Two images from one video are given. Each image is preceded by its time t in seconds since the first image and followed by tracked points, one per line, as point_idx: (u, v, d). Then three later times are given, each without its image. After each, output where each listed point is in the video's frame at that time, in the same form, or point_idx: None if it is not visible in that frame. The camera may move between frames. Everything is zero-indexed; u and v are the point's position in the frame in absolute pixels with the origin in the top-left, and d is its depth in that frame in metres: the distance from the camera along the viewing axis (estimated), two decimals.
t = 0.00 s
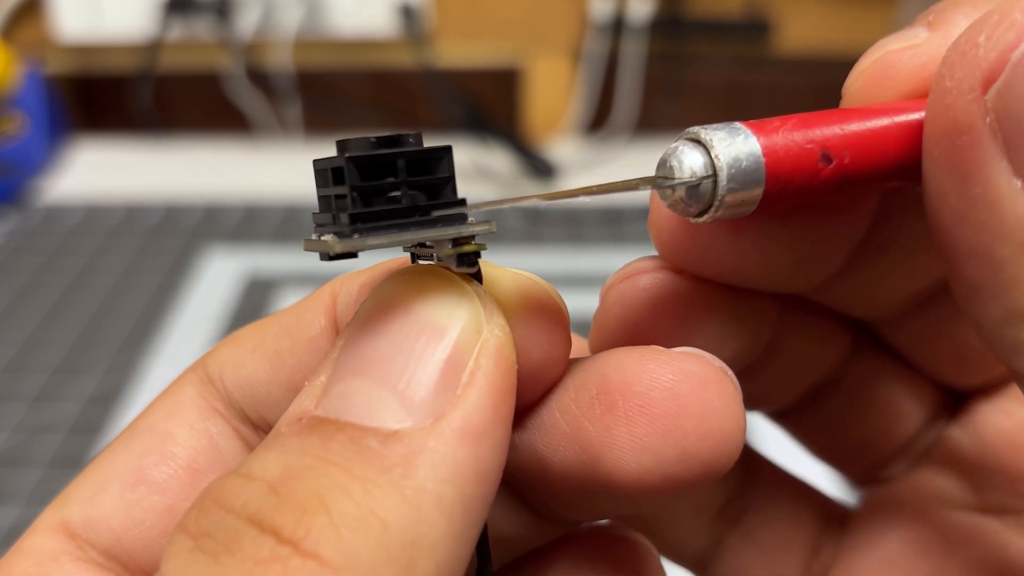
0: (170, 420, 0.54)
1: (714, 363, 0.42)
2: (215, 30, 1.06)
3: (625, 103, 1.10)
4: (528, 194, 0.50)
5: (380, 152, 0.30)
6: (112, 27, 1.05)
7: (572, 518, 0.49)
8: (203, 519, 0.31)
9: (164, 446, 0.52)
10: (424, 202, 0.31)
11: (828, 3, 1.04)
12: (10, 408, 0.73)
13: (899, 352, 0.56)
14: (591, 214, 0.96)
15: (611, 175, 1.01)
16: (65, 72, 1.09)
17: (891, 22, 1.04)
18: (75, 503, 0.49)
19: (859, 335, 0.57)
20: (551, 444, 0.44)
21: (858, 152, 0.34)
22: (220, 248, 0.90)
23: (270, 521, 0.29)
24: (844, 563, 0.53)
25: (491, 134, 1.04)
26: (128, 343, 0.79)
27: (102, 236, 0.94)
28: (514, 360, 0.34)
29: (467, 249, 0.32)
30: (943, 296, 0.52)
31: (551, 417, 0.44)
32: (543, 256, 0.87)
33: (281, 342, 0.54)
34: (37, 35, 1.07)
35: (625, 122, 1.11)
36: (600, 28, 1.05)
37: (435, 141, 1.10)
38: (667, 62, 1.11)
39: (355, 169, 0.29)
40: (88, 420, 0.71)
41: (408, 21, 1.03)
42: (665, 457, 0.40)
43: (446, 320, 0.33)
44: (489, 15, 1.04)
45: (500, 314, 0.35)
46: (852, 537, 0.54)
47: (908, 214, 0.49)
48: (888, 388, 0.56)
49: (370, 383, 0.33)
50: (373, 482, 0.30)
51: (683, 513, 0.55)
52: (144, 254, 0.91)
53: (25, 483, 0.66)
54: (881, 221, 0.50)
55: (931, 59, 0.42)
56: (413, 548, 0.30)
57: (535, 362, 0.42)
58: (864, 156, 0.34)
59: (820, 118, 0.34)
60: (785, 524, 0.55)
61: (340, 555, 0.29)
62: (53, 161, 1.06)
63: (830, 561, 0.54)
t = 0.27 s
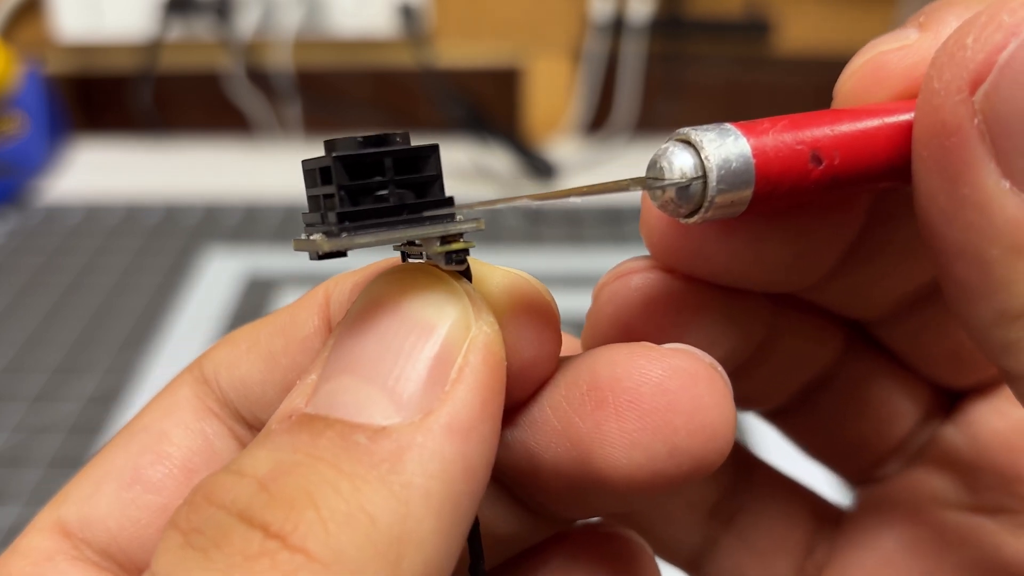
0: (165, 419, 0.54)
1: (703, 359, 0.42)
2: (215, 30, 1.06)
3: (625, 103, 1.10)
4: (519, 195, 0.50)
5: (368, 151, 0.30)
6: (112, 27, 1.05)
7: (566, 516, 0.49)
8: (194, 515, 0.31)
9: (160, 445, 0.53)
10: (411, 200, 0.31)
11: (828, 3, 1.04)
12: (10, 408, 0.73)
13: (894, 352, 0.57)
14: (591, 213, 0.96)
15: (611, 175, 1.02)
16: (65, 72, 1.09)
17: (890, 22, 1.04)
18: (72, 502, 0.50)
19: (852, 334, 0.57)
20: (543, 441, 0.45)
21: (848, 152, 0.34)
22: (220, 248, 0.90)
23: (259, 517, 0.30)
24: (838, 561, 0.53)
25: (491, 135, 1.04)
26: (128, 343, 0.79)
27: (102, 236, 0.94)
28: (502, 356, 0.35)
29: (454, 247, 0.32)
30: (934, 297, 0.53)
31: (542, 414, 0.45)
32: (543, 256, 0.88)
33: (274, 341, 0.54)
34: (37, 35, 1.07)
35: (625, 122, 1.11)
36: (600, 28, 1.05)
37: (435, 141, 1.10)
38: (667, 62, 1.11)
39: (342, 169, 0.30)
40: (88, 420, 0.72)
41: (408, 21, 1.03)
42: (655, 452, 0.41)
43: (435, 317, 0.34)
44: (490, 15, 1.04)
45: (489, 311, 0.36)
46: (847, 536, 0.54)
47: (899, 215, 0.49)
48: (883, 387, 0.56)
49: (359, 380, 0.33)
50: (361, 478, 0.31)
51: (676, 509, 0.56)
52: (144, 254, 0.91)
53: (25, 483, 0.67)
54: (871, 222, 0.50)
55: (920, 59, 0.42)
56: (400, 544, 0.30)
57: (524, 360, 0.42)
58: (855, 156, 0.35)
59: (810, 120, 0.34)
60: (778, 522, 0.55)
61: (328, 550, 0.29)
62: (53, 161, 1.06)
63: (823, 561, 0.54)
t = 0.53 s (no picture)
0: (160, 417, 0.54)
1: (701, 356, 0.42)
2: (215, 30, 1.06)
3: (625, 103, 1.10)
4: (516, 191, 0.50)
5: (364, 147, 0.30)
6: (112, 27, 1.05)
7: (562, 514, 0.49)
8: (186, 514, 0.31)
9: (155, 444, 0.52)
10: (408, 196, 0.31)
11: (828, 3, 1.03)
12: (10, 408, 0.73)
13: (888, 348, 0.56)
14: (590, 212, 0.96)
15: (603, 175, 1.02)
16: (65, 72, 1.09)
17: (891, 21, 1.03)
18: (66, 501, 0.50)
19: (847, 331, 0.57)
20: (540, 439, 0.44)
21: (838, 144, 0.34)
22: (220, 248, 0.90)
23: (252, 515, 0.30)
24: (832, 557, 0.52)
25: (491, 134, 1.04)
26: (128, 343, 0.79)
27: (102, 236, 0.94)
28: (498, 355, 0.34)
29: (451, 245, 0.32)
30: (928, 293, 0.52)
31: (539, 412, 0.44)
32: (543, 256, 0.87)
33: (269, 339, 0.54)
34: (37, 35, 1.07)
35: (625, 122, 1.11)
36: (600, 28, 1.05)
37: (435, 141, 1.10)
38: (667, 62, 1.11)
39: (339, 164, 0.29)
40: (88, 420, 0.71)
41: (408, 21, 1.03)
42: (652, 450, 0.40)
43: (430, 313, 0.34)
44: (490, 15, 1.04)
45: (485, 308, 0.35)
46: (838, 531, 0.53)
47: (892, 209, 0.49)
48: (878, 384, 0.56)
49: (353, 376, 0.33)
50: (355, 476, 0.30)
51: (670, 507, 0.56)
52: (145, 254, 0.91)
53: (25, 483, 0.66)
54: (863, 217, 0.50)
55: (912, 54, 0.42)
56: (395, 541, 0.30)
57: (521, 357, 0.42)
58: (847, 149, 0.34)
59: (800, 114, 0.34)
60: (776, 520, 0.55)
61: (322, 549, 0.29)
62: (54, 161, 1.06)
63: (818, 557, 0.53)
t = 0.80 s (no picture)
0: (164, 419, 0.54)
1: (706, 360, 0.42)
2: (215, 30, 1.06)
3: (625, 103, 1.10)
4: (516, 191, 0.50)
5: (370, 151, 0.30)
6: (112, 27, 1.05)
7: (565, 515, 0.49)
8: (192, 516, 0.31)
9: (159, 446, 0.52)
10: (414, 200, 0.31)
11: (828, 3, 1.03)
12: (10, 408, 0.73)
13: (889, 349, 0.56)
14: (591, 213, 0.96)
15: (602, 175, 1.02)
16: (65, 72, 1.09)
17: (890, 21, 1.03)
18: (71, 503, 0.50)
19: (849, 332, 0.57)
20: (544, 441, 0.44)
21: (836, 148, 0.34)
22: (220, 248, 0.90)
23: (258, 518, 0.30)
24: (833, 559, 0.53)
25: (491, 135, 1.04)
26: (128, 343, 0.79)
27: (102, 236, 0.94)
28: (504, 359, 0.35)
29: (457, 248, 0.33)
30: (928, 294, 0.52)
31: (543, 414, 0.45)
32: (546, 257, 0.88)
33: (274, 342, 0.54)
34: (37, 35, 1.07)
35: (625, 122, 1.11)
36: (599, 28, 1.05)
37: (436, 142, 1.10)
38: (667, 62, 1.11)
39: (345, 168, 0.30)
40: (88, 420, 0.71)
41: (408, 21, 1.03)
42: (656, 454, 0.40)
43: (435, 317, 0.34)
44: (488, 15, 1.04)
45: (490, 312, 0.35)
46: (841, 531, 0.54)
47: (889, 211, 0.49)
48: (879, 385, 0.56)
49: (358, 380, 0.33)
50: (361, 479, 0.30)
51: (674, 508, 0.56)
52: (145, 254, 0.91)
53: (25, 483, 0.67)
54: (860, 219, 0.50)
55: (911, 59, 0.42)
56: (400, 544, 0.30)
57: (526, 359, 0.42)
58: (845, 154, 0.35)
59: (799, 119, 0.34)
60: (779, 520, 0.55)
61: (327, 551, 0.29)
62: (53, 161, 1.06)
63: (819, 559, 0.54)
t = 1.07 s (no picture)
0: (163, 418, 0.53)
1: (709, 356, 0.42)
2: (216, 30, 1.06)
3: (625, 105, 1.10)
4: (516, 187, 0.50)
5: (368, 146, 0.29)
6: (112, 26, 1.04)
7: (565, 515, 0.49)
8: (190, 514, 0.31)
9: (158, 444, 0.52)
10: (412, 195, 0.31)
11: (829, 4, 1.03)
12: (10, 408, 0.73)
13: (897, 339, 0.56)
14: (591, 212, 0.96)
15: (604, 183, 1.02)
16: (65, 72, 1.09)
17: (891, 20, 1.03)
18: (69, 501, 0.49)
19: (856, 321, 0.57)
20: (544, 438, 0.44)
21: (848, 130, 0.34)
22: (220, 248, 0.90)
23: (256, 516, 0.29)
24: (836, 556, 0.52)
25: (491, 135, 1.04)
26: (129, 343, 0.79)
27: (102, 236, 0.94)
28: (503, 354, 0.34)
29: (456, 244, 0.32)
30: (936, 282, 0.52)
31: (544, 412, 0.44)
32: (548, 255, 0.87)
33: (273, 338, 0.54)
34: (37, 35, 1.07)
35: (625, 123, 1.11)
36: (599, 28, 1.05)
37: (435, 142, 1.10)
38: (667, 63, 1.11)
39: (342, 163, 0.29)
40: (89, 420, 0.71)
41: (408, 21, 1.03)
42: (658, 451, 0.40)
43: (434, 312, 0.33)
44: (488, 15, 1.04)
45: (490, 308, 0.35)
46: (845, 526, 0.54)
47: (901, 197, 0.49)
48: (886, 374, 0.56)
49: (357, 376, 0.33)
50: (360, 477, 0.30)
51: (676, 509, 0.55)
52: (145, 254, 0.91)
53: (25, 483, 0.66)
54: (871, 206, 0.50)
55: (921, 42, 0.42)
56: (400, 542, 0.30)
57: (526, 355, 0.42)
58: (857, 134, 0.34)
59: (809, 102, 0.34)
60: (783, 520, 0.54)
61: (326, 550, 0.29)
62: (53, 161, 1.06)
63: (823, 555, 0.53)
